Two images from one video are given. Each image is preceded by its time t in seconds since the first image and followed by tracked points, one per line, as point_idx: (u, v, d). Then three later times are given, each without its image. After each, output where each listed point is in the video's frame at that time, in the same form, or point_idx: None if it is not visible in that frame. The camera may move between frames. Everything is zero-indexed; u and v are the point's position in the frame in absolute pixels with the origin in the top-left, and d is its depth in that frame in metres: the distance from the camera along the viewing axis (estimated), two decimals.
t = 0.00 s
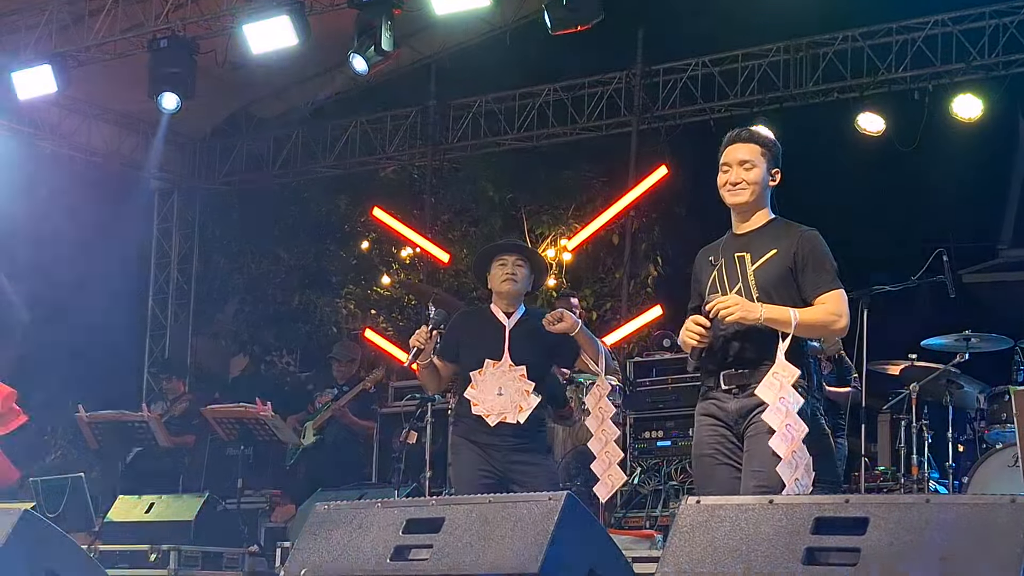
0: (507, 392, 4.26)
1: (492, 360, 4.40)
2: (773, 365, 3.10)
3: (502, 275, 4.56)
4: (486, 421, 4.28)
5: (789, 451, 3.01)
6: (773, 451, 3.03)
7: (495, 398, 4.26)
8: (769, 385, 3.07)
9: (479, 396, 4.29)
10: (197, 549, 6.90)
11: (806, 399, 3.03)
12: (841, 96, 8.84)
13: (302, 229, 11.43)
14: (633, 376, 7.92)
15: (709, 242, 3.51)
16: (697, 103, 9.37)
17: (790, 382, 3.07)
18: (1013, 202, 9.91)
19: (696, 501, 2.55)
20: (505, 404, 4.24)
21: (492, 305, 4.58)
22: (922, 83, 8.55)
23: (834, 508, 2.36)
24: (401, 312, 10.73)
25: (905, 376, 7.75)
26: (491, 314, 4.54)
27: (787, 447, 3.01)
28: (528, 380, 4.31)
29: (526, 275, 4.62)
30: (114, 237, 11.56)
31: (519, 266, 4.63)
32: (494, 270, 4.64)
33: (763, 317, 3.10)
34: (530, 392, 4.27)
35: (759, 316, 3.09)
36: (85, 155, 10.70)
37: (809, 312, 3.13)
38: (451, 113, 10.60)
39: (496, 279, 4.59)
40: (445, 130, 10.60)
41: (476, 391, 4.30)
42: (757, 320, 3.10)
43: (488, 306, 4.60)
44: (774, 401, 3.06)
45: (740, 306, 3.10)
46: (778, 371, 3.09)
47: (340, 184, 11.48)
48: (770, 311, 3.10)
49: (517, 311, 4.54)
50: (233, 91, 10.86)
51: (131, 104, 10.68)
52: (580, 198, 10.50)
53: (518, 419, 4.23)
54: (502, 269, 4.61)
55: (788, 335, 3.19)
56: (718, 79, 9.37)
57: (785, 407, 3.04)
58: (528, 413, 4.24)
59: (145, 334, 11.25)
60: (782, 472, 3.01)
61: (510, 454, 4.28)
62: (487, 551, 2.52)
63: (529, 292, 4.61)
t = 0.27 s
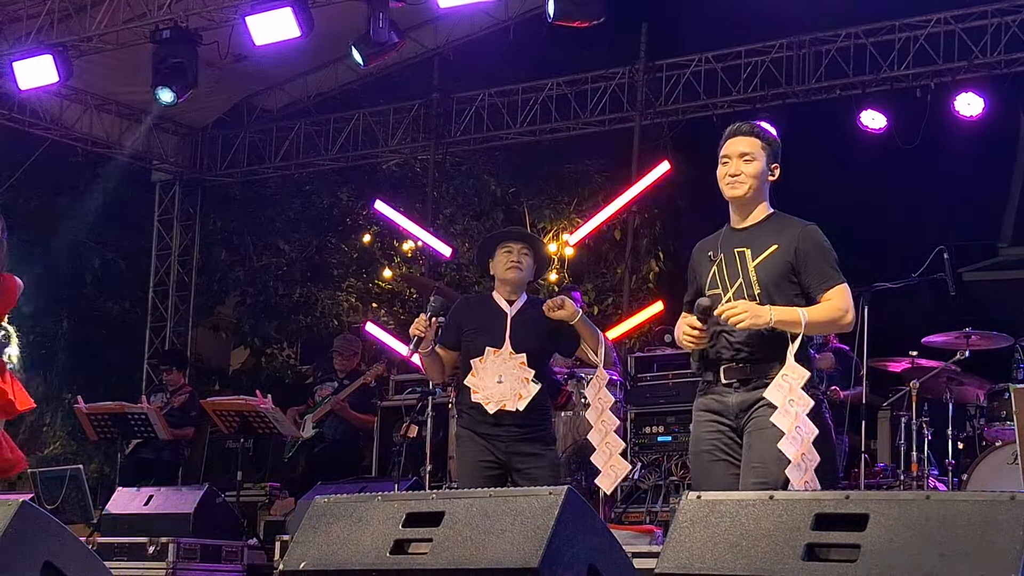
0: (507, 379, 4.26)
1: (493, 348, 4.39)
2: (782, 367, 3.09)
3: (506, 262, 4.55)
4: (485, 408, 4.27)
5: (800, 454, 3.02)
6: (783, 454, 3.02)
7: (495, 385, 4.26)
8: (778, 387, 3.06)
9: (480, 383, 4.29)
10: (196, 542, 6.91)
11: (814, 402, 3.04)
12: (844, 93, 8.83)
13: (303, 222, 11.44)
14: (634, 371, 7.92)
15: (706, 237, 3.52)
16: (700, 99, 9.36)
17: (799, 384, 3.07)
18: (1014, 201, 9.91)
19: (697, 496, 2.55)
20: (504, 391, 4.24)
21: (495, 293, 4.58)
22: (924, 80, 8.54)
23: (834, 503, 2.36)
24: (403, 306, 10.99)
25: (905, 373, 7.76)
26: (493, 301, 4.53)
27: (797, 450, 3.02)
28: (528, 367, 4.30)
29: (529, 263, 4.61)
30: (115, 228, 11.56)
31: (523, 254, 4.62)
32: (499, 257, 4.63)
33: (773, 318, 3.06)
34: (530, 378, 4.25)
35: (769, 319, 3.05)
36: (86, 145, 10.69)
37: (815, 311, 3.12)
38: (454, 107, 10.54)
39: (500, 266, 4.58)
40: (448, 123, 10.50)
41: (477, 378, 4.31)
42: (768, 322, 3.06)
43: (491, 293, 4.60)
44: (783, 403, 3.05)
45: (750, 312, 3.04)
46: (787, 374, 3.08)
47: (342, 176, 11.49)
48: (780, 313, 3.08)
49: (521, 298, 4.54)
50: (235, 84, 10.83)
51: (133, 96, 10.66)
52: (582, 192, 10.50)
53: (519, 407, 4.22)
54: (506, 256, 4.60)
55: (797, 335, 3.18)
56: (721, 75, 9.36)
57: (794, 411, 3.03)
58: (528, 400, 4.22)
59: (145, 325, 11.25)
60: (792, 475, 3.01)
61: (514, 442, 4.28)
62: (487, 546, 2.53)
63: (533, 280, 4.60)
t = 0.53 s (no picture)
0: (512, 375, 4.27)
1: (496, 344, 4.39)
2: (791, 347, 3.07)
3: (505, 257, 4.56)
4: (490, 405, 4.29)
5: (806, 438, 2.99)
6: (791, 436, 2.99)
7: (500, 381, 4.27)
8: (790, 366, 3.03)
9: (484, 380, 4.30)
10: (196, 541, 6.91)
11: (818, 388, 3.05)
12: (841, 87, 8.83)
13: (301, 220, 11.44)
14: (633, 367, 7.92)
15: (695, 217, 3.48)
16: (697, 94, 9.34)
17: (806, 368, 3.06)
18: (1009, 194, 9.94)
19: (696, 491, 2.55)
20: (509, 388, 4.25)
21: (493, 288, 4.58)
22: (921, 74, 8.53)
23: (833, 498, 2.36)
24: (400, 302, 11.02)
25: (904, 366, 7.77)
26: (493, 296, 4.53)
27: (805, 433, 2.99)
28: (532, 364, 4.32)
29: (527, 259, 4.62)
30: (112, 227, 11.55)
31: (521, 249, 4.63)
32: (496, 253, 4.64)
33: (785, 300, 3.06)
34: (534, 374, 4.28)
35: (782, 302, 3.04)
36: (83, 145, 10.68)
37: (823, 292, 3.13)
38: (451, 103, 10.53)
39: (498, 262, 4.59)
40: (444, 121, 10.48)
41: (481, 375, 4.31)
42: (779, 303, 3.05)
43: (488, 289, 4.60)
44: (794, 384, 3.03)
45: (764, 294, 3.02)
46: (796, 354, 3.07)
47: (339, 174, 11.49)
48: (791, 294, 3.07)
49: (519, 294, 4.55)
50: (232, 83, 10.81)
51: (129, 94, 10.64)
52: (579, 188, 10.49)
53: (524, 402, 4.25)
54: (504, 252, 4.60)
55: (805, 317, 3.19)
56: (718, 69, 9.35)
57: (802, 393, 3.02)
58: (534, 396, 4.25)
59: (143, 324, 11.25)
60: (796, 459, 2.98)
61: (515, 438, 4.28)
62: (485, 543, 2.52)
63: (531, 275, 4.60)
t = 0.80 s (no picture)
0: (513, 377, 4.27)
1: (498, 346, 4.39)
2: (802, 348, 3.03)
3: (503, 258, 4.58)
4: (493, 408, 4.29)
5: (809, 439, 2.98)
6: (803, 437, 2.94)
7: (502, 384, 4.27)
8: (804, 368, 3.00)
9: (486, 383, 4.29)
10: (195, 536, 6.91)
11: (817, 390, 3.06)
12: (841, 84, 8.82)
13: (302, 215, 11.43)
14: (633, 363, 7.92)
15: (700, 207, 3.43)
16: (697, 90, 9.34)
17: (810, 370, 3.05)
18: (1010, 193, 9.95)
19: (696, 488, 2.55)
20: (511, 390, 4.25)
21: (492, 290, 4.58)
22: (921, 71, 8.53)
23: (833, 495, 2.36)
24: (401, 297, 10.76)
25: (904, 363, 7.76)
26: (492, 297, 4.53)
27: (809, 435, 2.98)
28: (534, 365, 4.32)
29: (525, 259, 4.64)
30: (113, 223, 11.56)
31: (520, 249, 4.65)
32: (494, 254, 4.65)
33: (788, 294, 2.98)
34: (536, 374, 4.29)
35: (786, 294, 2.97)
36: (84, 139, 10.68)
37: (826, 293, 3.09)
38: (451, 99, 10.53)
39: (496, 263, 4.60)
40: (445, 117, 10.47)
41: (484, 377, 4.30)
42: (783, 297, 2.98)
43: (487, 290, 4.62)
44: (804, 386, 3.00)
45: (770, 284, 2.95)
46: (803, 355, 3.03)
47: (340, 169, 11.48)
48: (794, 289, 3.00)
49: (519, 294, 4.56)
50: (233, 78, 10.80)
51: (130, 89, 10.64)
52: (580, 184, 10.48)
53: (526, 404, 4.25)
54: (502, 253, 4.62)
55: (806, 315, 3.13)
56: (718, 66, 9.34)
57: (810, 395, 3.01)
58: (536, 397, 4.25)
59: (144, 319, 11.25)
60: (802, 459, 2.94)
61: (518, 438, 4.29)
62: (485, 539, 2.52)
63: (530, 275, 4.62)
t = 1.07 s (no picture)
0: (513, 371, 4.28)
1: (497, 341, 4.40)
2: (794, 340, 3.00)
3: (501, 255, 4.58)
4: (494, 402, 4.29)
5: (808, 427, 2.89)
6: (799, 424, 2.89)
7: (502, 378, 4.27)
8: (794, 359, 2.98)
9: (485, 377, 4.30)
10: (196, 536, 6.91)
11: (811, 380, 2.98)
12: (841, 83, 8.82)
13: (302, 215, 11.43)
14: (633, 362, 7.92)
15: (690, 194, 3.36)
16: (697, 89, 9.33)
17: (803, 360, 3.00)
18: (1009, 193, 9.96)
19: (696, 488, 2.55)
20: (511, 385, 4.26)
21: (490, 286, 4.58)
22: (921, 70, 8.53)
23: (833, 495, 2.36)
24: (401, 297, 10.78)
25: (905, 362, 7.76)
26: (491, 293, 4.54)
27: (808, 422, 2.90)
28: (533, 361, 4.33)
29: (523, 256, 4.66)
30: (114, 223, 11.57)
31: (519, 247, 4.66)
32: (492, 251, 4.66)
33: (782, 285, 2.95)
34: (536, 370, 4.30)
35: (780, 284, 2.94)
36: (84, 139, 10.68)
37: (816, 284, 3.05)
38: (451, 99, 10.53)
39: (494, 260, 4.61)
40: (445, 117, 10.49)
41: (483, 371, 4.31)
42: (777, 288, 2.94)
43: (484, 286, 4.62)
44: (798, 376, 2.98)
45: (766, 276, 2.91)
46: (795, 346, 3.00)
47: (340, 169, 11.48)
48: (787, 280, 2.97)
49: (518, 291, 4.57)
50: (233, 78, 10.81)
51: (129, 89, 10.64)
52: (580, 183, 10.48)
53: (525, 399, 4.26)
54: (500, 250, 4.63)
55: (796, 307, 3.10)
56: (718, 65, 9.33)
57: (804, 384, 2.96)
58: (535, 393, 4.28)
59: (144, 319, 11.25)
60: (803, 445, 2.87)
61: (518, 434, 4.29)
62: (486, 539, 2.52)
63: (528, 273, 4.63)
